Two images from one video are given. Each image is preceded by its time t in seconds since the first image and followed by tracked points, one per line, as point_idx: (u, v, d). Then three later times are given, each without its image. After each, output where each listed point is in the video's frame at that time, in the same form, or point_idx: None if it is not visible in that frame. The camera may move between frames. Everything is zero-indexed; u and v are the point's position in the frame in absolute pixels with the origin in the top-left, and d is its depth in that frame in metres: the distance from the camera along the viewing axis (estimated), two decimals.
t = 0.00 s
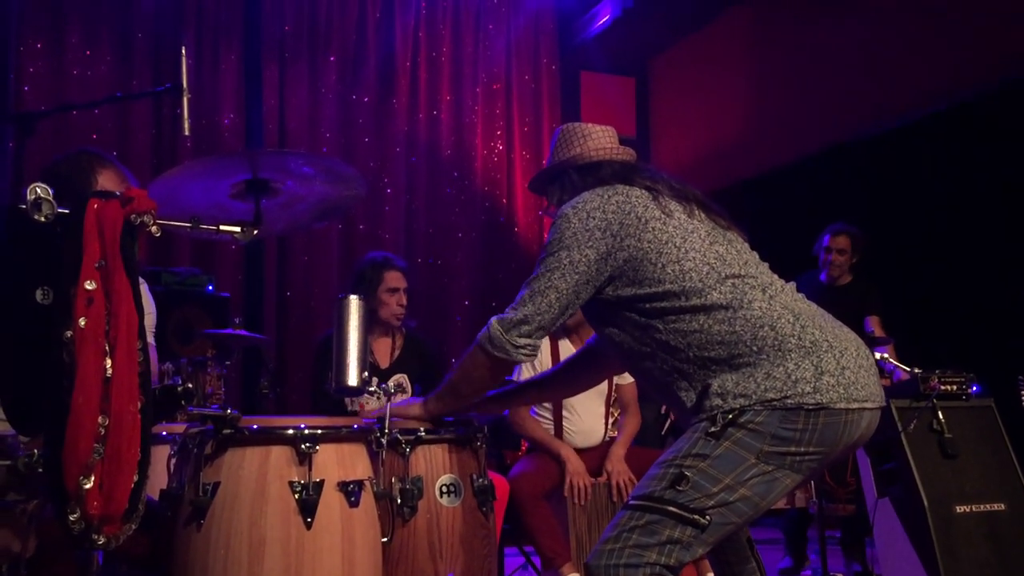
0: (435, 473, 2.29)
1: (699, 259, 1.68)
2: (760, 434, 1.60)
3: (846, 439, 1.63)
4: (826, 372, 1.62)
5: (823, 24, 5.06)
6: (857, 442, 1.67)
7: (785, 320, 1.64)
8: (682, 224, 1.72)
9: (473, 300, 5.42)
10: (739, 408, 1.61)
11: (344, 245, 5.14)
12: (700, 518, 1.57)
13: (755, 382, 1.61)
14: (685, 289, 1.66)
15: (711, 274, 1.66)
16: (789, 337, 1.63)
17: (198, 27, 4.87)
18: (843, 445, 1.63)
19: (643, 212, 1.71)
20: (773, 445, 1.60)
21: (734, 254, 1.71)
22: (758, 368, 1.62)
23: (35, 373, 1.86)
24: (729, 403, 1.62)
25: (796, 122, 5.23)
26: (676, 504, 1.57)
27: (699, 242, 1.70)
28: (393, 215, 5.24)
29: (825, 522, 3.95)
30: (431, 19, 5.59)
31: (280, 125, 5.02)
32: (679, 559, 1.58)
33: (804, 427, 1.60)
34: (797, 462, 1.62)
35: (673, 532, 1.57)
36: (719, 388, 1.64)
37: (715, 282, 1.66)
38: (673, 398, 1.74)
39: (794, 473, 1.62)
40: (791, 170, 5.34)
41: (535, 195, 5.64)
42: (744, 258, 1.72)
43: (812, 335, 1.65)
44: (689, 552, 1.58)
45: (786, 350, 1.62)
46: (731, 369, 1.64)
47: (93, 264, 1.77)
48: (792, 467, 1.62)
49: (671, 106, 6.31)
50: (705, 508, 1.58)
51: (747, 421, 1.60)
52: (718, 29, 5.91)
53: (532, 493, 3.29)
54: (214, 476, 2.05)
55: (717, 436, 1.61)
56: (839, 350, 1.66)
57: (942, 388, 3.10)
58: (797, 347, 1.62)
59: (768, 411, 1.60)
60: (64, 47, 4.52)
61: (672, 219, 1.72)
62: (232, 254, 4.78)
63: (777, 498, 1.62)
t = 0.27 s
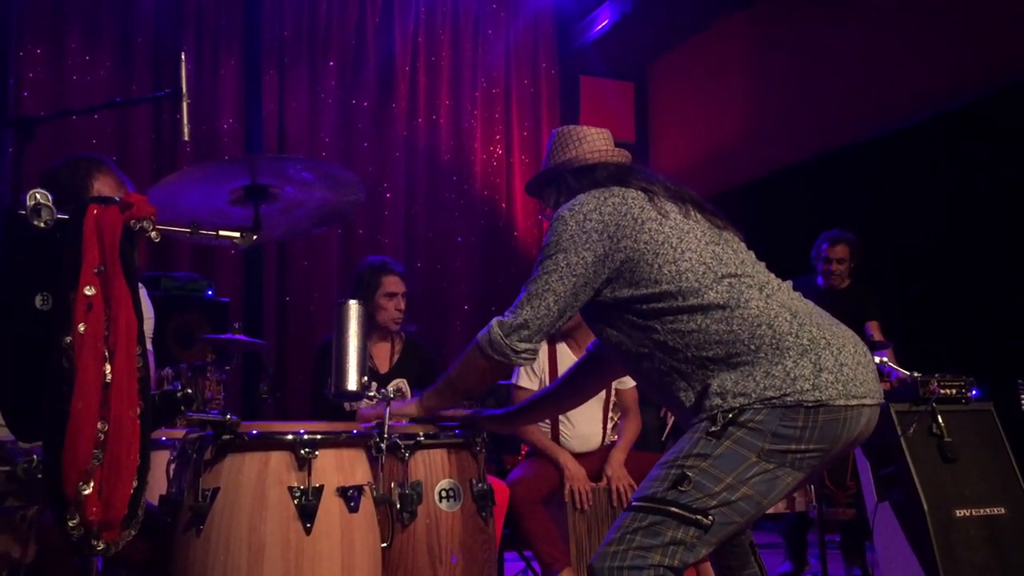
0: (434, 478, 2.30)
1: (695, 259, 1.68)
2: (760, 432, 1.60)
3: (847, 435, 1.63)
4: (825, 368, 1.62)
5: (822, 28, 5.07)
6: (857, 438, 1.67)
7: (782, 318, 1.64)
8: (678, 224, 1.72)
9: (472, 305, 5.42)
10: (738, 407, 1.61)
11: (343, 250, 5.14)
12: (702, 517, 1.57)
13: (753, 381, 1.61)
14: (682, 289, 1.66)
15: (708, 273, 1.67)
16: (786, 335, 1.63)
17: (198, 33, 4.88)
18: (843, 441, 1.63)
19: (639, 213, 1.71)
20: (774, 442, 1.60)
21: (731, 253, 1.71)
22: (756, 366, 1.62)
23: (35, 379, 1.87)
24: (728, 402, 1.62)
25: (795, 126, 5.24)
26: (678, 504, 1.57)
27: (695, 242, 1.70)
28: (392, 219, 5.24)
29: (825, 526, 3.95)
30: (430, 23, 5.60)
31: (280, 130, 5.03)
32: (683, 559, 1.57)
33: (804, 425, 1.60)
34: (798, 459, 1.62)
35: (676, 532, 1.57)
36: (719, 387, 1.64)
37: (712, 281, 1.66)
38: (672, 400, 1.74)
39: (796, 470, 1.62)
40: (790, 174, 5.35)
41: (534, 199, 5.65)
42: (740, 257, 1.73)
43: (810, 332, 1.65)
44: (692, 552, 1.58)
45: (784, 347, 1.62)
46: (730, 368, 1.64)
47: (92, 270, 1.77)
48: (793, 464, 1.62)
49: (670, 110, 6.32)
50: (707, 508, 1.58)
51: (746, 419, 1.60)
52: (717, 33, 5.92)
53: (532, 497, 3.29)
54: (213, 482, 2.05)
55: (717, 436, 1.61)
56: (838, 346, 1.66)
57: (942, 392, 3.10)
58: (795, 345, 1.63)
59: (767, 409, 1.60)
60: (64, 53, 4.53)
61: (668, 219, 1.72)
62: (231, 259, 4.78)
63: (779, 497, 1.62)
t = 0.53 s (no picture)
0: (434, 479, 2.30)
1: (695, 262, 1.68)
2: (760, 435, 1.60)
3: (846, 438, 1.64)
4: (825, 372, 1.63)
5: (822, 29, 5.07)
6: (855, 442, 1.68)
7: (782, 321, 1.65)
8: (679, 227, 1.72)
9: (472, 306, 5.42)
10: (738, 410, 1.61)
11: (343, 252, 5.14)
12: (702, 520, 1.57)
13: (753, 384, 1.62)
14: (683, 292, 1.66)
15: (708, 276, 1.67)
16: (786, 339, 1.63)
17: (198, 36, 4.88)
18: (842, 445, 1.64)
19: (639, 216, 1.71)
20: (773, 446, 1.60)
21: (730, 256, 1.72)
22: (756, 370, 1.62)
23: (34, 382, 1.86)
24: (727, 405, 1.62)
25: (794, 128, 5.24)
26: (678, 507, 1.57)
27: (695, 245, 1.71)
28: (392, 221, 5.24)
29: (825, 527, 3.95)
30: (429, 25, 5.60)
31: (279, 132, 5.03)
32: (682, 562, 1.57)
33: (803, 428, 1.60)
34: (797, 463, 1.62)
35: (675, 534, 1.57)
36: (718, 390, 1.64)
37: (712, 284, 1.66)
38: (671, 403, 1.74)
39: (795, 474, 1.63)
40: (790, 176, 5.35)
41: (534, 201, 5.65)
42: (740, 260, 1.73)
43: (810, 335, 1.65)
44: (692, 555, 1.58)
45: (784, 351, 1.63)
46: (729, 371, 1.65)
47: (92, 272, 1.77)
48: (792, 468, 1.62)
49: (669, 112, 6.32)
50: (707, 511, 1.58)
51: (746, 423, 1.61)
52: (716, 35, 5.92)
53: (532, 499, 3.29)
54: (213, 483, 2.05)
55: (716, 439, 1.61)
56: (837, 349, 1.67)
57: (941, 394, 3.11)
58: (795, 348, 1.63)
59: (767, 412, 1.60)
60: (63, 55, 4.53)
61: (668, 222, 1.72)
62: (231, 261, 4.78)
63: (778, 500, 1.62)
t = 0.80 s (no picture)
0: (435, 479, 2.30)
1: (693, 256, 1.68)
2: (759, 427, 1.60)
3: (844, 429, 1.64)
4: (823, 363, 1.63)
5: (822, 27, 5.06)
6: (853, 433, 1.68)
7: (780, 314, 1.65)
8: (676, 220, 1.72)
9: (472, 305, 5.41)
10: (737, 402, 1.61)
11: (343, 251, 5.14)
12: (704, 515, 1.58)
13: (751, 375, 1.61)
14: (681, 285, 1.66)
15: (705, 268, 1.67)
16: (783, 331, 1.63)
17: (198, 35, 4.87)
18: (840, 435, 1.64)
19: (636, 210, 1.71)
20: (772, 437, 1.60)
21: (727, 250, 1.72)
22: (754, 361, 1.62)
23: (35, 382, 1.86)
24: (727, 397, 1.62)
25: (795, 126, 5.23)
26: (680, 502, 1.58)
27: (692, 238, 1.71)
28: (392, 220, 5.24)
29: (826, 526, 3.94)
30: (429, 24, 5.60)
31: (279, 131, 5.02)
32: (685, 558, 1.58)
33: (802, 419, 1.60)
34: (796, 454, 1.62)
35: (678, 531, 1.57)
36: (717, 382, 1.64)
37: (709, 277, 1.66)
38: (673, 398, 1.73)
39: (794, 466, 1.63)
40: (790, 174, 5.34)
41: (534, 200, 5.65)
42: (736, 253, 1.73)
43: (806, 328, 1.65)
44: (695, 551, 1.58)
45: (781, 342, 1.63)
46: (728, 364, 1.64)
47: (92, 271, 1.77)
48: (791, 460, 1.62)
49: (670, 110, 6.32)
50: (709, 506, 1.58)
51: (745, 414, 1.60)
52: (716, 33, 5.91)
53: (533, 498, 3.28)
54: (214, 483, 2.04)
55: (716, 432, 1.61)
56: (833, 341, 1.67)
57: (942, 392, 3.10)
58: (792, 340, 1.63)
59: (766, 405, 1.60)
60: (63, 54, 4.53)
61: (665, 216, 1.72)
62: (231, 260, 4.78)
63: (778, 493, 1.62)
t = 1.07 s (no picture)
0: (436, 476, 2.30)
1: (686, 238, 1.70)
2: (756, 408, 1.62)
3: (839, 408, 1.65)
4: (815, 342, 1.64)
5: (823, 24, 5.06)
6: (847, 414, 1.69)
7: (772, 294, 1.67)
8: (669, 204, 1.74)
9: (473, 303, 5.41)
10: (733, 383, 1.63)
11: (343, 250, 5.14)
12: (712, 501, 1.59)
13: (745, 356, 1.63)
14: (675, 267, 1.68)
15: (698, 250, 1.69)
16: (776, 312, 1.65)
17: (197, 34, 4.87)
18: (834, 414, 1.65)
19: (629, 194, 1.73)
20: (767, 418, 1.62)
21: (719, 232, 1.73)
22: (747, 342, 1.64)
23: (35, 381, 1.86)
24: (722, 378, 1.64)
25: (795, 123, 5.23)
26: (688, 490, 1.59)
27: (686, 221, 1.72)
28: (393, 218, 5.23)
29: (827, 523, 3.94)
30: (429, 22, 5.59)
31: (279, 129, 5.02)
32: (698, 546, 1.59)
33: (797, 399, 1.61)
34: (792, 434, 1.64)
35: (688, 518, 1.59)
36: (712, 364, 1.66)
37: (702, 259, 1.68)
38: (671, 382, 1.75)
39: (790, 446, 1.64)
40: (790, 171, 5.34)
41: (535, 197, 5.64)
42: (728, 235, 1.75)
43: (798, 307, 1.67)
44: (705, 538, 1.60)
45: (774, 322, 1.64)
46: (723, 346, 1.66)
47: (91, 269, 1.77)
48: (787, 440, 1.64)
49: (670, 107, 6.31)
50: (715, 491, 1.59)
51: (741, 395, 1.62)
52: (717, 30, 5.91)
53: (534, 495, 3.28)
54: (214, 480, 2.04)
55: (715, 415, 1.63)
56: (826, 320, 1.69)
57: (942, 388, 3.09)
58: (784, 321, 1.65)
59: (760, 387, 1.62)
60: (62, 53, 4.53)
61: (659, 199, 1.74)
62: (232, 258, 4.78)
63: (779, 473, 1.64)
